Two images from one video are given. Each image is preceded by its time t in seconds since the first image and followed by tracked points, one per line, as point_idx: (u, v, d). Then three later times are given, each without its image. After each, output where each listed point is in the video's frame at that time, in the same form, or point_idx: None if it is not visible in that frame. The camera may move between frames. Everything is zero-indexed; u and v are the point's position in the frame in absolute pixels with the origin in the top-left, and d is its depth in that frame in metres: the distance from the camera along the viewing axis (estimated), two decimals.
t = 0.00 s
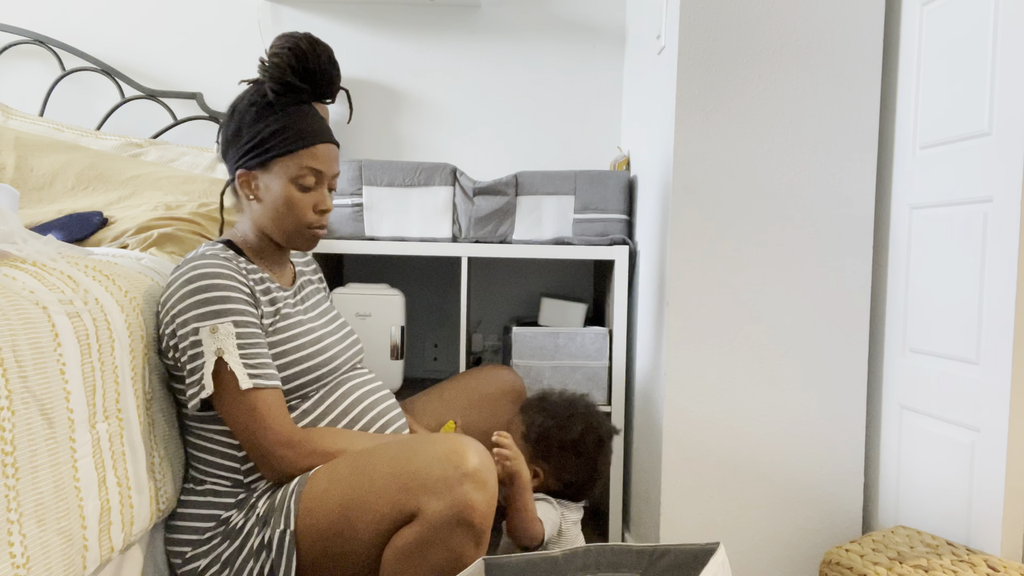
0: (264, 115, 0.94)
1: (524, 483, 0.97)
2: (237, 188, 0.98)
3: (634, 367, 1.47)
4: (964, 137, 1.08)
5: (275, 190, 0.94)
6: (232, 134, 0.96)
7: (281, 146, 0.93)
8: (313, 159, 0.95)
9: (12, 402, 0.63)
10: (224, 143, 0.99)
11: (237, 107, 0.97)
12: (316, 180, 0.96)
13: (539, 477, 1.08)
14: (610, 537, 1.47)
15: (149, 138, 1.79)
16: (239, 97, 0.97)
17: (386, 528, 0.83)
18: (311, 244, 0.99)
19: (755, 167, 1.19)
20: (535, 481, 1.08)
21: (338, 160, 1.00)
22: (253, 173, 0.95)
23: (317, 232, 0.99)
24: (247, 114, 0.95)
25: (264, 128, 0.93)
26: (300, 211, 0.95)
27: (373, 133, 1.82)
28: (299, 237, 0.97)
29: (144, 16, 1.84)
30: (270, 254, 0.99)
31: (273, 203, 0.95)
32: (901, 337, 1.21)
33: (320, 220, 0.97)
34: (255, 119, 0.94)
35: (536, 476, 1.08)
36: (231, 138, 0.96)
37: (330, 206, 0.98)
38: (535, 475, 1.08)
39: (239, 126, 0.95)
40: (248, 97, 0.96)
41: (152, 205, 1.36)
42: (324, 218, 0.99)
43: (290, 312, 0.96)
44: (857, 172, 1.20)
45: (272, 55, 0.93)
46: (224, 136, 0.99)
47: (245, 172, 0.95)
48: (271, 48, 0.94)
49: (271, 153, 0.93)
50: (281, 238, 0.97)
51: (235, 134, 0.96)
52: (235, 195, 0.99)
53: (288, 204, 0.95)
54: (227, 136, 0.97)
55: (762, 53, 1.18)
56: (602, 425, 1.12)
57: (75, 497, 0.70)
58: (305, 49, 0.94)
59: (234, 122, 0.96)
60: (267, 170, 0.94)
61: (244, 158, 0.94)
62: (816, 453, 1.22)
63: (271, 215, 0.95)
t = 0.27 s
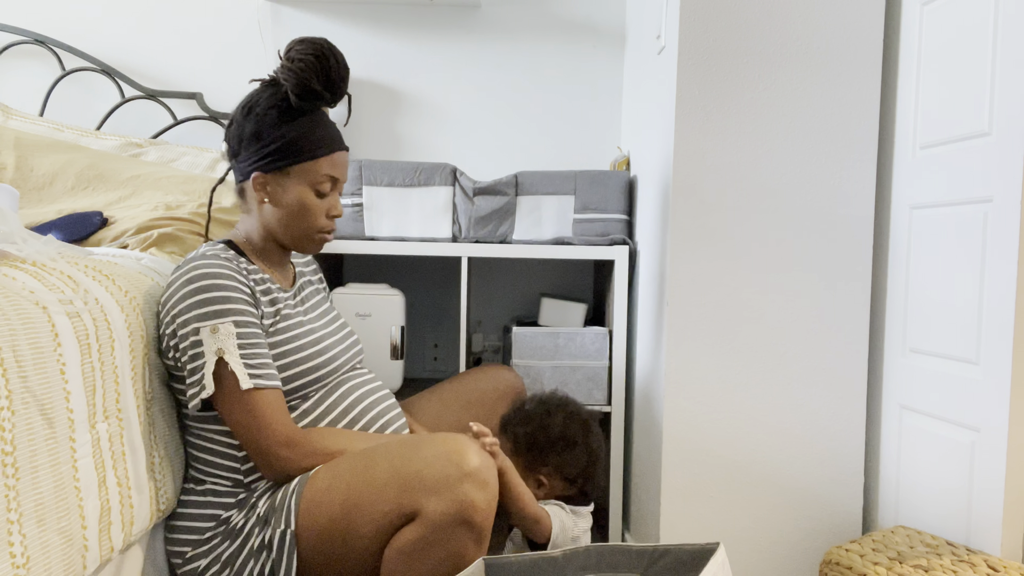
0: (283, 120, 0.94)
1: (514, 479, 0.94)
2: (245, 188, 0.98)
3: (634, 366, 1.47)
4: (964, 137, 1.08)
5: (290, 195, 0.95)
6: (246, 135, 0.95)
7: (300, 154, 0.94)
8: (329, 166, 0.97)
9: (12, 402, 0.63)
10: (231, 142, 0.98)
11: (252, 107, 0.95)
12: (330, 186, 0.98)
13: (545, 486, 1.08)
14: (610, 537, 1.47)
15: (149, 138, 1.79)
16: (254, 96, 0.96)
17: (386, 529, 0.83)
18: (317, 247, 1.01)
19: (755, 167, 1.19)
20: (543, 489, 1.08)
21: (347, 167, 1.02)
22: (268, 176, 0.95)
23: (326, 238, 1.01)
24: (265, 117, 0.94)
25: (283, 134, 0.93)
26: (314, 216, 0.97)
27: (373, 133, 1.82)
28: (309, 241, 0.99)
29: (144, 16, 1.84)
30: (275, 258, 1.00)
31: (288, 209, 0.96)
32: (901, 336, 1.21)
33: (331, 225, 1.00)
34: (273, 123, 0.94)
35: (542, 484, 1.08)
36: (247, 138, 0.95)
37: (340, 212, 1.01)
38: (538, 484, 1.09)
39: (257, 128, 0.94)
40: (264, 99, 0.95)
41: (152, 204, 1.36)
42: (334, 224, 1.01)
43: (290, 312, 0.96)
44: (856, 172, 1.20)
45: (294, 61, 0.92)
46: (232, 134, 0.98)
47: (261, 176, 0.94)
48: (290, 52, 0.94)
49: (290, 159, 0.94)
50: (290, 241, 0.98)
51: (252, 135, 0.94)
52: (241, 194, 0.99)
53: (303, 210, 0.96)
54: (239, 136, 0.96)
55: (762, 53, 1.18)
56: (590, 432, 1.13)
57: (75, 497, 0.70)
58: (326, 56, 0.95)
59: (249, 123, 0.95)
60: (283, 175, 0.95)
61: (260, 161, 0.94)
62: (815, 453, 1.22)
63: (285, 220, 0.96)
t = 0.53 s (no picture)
0: (291, 121, 0.94)
1: (510, 483, 0.94)
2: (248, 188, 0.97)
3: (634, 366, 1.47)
4: (964, 137, 1.08)
5: (295, 195, 0.96)
6: (251, 135, 0.95)
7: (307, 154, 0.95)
8: (334, 166, 0.98)
9: (12, 403, 0.63)
10: (235, 141, 0.97)
11: (259, 107, 0.95)
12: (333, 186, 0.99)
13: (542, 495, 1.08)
14: (610, 537, 1.47)
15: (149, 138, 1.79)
16: (259, 96, 0.96)
17: (383, 529, 0.83)
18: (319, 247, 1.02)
19: (755, 167, 1.19)
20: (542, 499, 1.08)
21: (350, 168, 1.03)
22: (274, 176, 0.95)
23: (329, 238, 1.01)
24: (273, 117, 0.94)
25: (290, 134, 0.94)
26: (319, 216, 0.97)
27: (373, 133, 1.82)
28: (313, 241, 0.99)
29: (144, 16, 1.84)
30: (276, 258, 1.00)
31: (293, 209, 0.96)
32: (901, 336, 1.21)
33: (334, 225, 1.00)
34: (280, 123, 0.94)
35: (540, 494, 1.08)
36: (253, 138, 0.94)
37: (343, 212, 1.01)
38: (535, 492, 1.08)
39: (266, 128, 0.94)
40: (270, 98, 0.95)
41: (152, 204, 1.36)
42: (337, 225, 1.01)
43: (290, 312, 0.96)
44: (856, 172, 1.20)
45: (302, 62, 0.93)
46: (235, 133, 0.97)
47: (268, 176, 0.94)
48: (297, 53, 0.95)
49: (297, 160, 0.94)
50: (293, 241, 0.98)
51: (259, 135, 0.94)
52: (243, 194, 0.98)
53: (309, 210, 0.97)
54: (243, 135, 0.96)
55: (762, 53, 1.18)
56: (581, 435, 1.12)
57: (75, 497, 0.70)
58: (332, 58, 0.96)
59: (255, 123, 0.94)
60: (289, 175, 0.95)
61: (266, 161, 0.94)
62: (815, 453, 1.22)
63: (290, 220, 0.96)
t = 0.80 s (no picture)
0: (293, 121, 0.94)
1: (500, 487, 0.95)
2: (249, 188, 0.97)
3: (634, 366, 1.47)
4: (965, 137, 1.08)
5: (296, 194, 0.96)
6: (253, 134, 0.95)
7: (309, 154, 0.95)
8: (335, 166, 0.98)
9: (12, 403, 0.63)
10: (236, 140, 0.97)
11: (261, 106, 0.95)
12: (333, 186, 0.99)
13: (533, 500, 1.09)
14: (610, 537, 1.47)
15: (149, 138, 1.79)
16: (261, 95, 0.95)
17: (382, 530, 0.83)
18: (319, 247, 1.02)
19: (755, 167, 1.19)
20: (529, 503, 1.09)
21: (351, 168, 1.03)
22: (275, 175, 0.95)
23: (329, 237, 1.01)
24: (275, 116, 0.94)
25: (292, 135, 0.94)
26: (319, 215, 0.97)
27: (373, 133, 1.82)
28: (313, 240, 0.99)
29: (144, 16, 1.84)
30: (276, 257, 0.99)
31: (294, 208, 0.96)
32: (901, 336, 1.21)
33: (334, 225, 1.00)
34: (282, 123, 0.94)
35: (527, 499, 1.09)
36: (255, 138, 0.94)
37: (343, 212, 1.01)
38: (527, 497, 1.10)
39: (267, 128, 0.94)
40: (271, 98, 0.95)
41: (152, 204, 1.36)
42: (338, 224, 1.01)
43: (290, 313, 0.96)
44: (857, 171, 1.20)
45: (304, 62, 0.93)
46: (236, 132, 0.97)
47: (268, 175, 0.94)
48: (300, 52, 0.94)
49: (298, 160, 0.94)
50: (293, 241, 0.98)
51: (260, 134, 0.94)
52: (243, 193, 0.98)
53: (309, 209, 0.97)
54: (245, 134, 0.95)
55: (762, 52, 1.18)
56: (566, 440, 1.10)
57: (75, 497, 0.70)
58: (334, 57, 0.96)
59: (256, 123, 0.94)
60: (290, 174, 0.95)
61: (267, 161, 0.94)
62: (815, 453, 1.22)
63: (290, 219, 0.96)
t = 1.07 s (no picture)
0: (295, 122, 0.94)
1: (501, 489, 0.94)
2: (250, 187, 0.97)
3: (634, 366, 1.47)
4: (965, 137, 1.08)
5: (296, 195, 0.96)
6: (254, 134, 0.95)
7: (311, 156, 0.95)
8: (336, 168, 0.98)
9: (12, 403, 0.63)
10: (238, 140, 0.97)
11: (263, 106, 0.95)
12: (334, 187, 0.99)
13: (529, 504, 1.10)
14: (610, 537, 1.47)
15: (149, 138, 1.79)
16: (264, 96, 0.96)
17: (383, 529, 0.83)
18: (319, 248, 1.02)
19: (755, 167, 1.19)
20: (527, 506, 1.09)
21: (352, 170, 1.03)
22: (275, 176, 0.95)
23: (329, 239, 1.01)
24: (277, 117, 0.94)
25: (294, 136, 0.94)
26: (319, 216, 0.97)
27: (373, 133, 1.82)
28: (313, 241, 0.99)
29: (145, 16, 1.84)
30: (275, 257, 0.99)
31: (294, 209, 0.96)
32: (901, 336, 1.21)
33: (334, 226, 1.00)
34: (284, 124, 0.94)
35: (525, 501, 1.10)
36: (257, 138, 0.94)
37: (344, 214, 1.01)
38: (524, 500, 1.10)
39: (269, 128, 0.94)
40: (274, 98, 0.95)
41: (152, 204, 1.36)
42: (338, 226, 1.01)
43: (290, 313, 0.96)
44: (856, 171, 1.20)
45: (307, 63, 0.93)
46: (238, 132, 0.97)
47: (269, 175, 0.94)
48: (303, 54, 0.94)
49: (300, 161, 0.94)
50: (293, 241, 0.98)
51: (262, 135, 0.94)
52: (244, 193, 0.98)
53: (309, 210, 0.97)
54: (247, 135, 0.95)
55: (762, 52, 1.18)
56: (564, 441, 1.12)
57: (75, 497, 0.70)
58: (337, 59, 0.96)
59: (259, 123, 0.94)
60: (291, 175, 0.95)
61: (269, 161, 0.94)
62: (815, 453, 1.22)
63: (290, 219, 0.96)
